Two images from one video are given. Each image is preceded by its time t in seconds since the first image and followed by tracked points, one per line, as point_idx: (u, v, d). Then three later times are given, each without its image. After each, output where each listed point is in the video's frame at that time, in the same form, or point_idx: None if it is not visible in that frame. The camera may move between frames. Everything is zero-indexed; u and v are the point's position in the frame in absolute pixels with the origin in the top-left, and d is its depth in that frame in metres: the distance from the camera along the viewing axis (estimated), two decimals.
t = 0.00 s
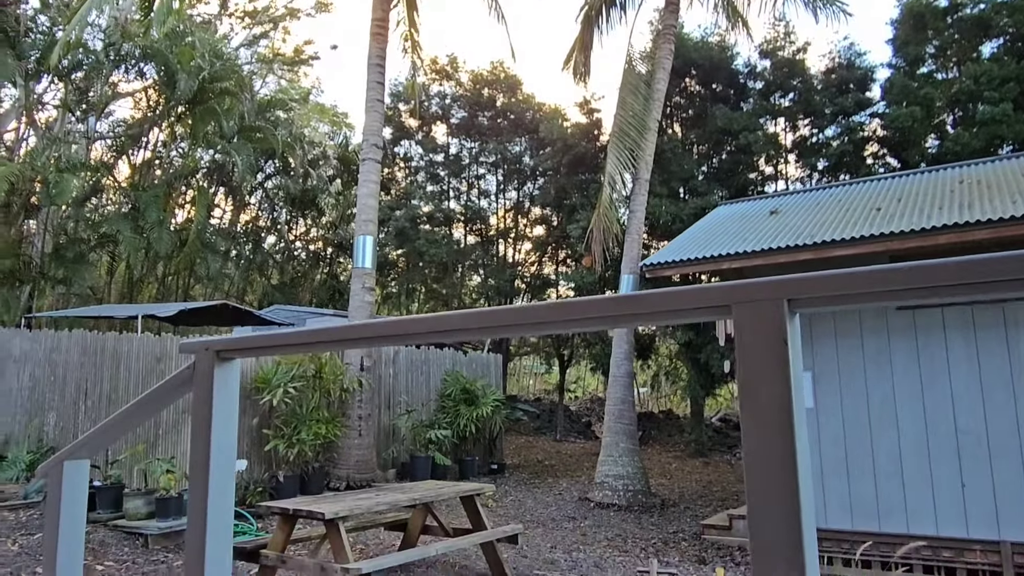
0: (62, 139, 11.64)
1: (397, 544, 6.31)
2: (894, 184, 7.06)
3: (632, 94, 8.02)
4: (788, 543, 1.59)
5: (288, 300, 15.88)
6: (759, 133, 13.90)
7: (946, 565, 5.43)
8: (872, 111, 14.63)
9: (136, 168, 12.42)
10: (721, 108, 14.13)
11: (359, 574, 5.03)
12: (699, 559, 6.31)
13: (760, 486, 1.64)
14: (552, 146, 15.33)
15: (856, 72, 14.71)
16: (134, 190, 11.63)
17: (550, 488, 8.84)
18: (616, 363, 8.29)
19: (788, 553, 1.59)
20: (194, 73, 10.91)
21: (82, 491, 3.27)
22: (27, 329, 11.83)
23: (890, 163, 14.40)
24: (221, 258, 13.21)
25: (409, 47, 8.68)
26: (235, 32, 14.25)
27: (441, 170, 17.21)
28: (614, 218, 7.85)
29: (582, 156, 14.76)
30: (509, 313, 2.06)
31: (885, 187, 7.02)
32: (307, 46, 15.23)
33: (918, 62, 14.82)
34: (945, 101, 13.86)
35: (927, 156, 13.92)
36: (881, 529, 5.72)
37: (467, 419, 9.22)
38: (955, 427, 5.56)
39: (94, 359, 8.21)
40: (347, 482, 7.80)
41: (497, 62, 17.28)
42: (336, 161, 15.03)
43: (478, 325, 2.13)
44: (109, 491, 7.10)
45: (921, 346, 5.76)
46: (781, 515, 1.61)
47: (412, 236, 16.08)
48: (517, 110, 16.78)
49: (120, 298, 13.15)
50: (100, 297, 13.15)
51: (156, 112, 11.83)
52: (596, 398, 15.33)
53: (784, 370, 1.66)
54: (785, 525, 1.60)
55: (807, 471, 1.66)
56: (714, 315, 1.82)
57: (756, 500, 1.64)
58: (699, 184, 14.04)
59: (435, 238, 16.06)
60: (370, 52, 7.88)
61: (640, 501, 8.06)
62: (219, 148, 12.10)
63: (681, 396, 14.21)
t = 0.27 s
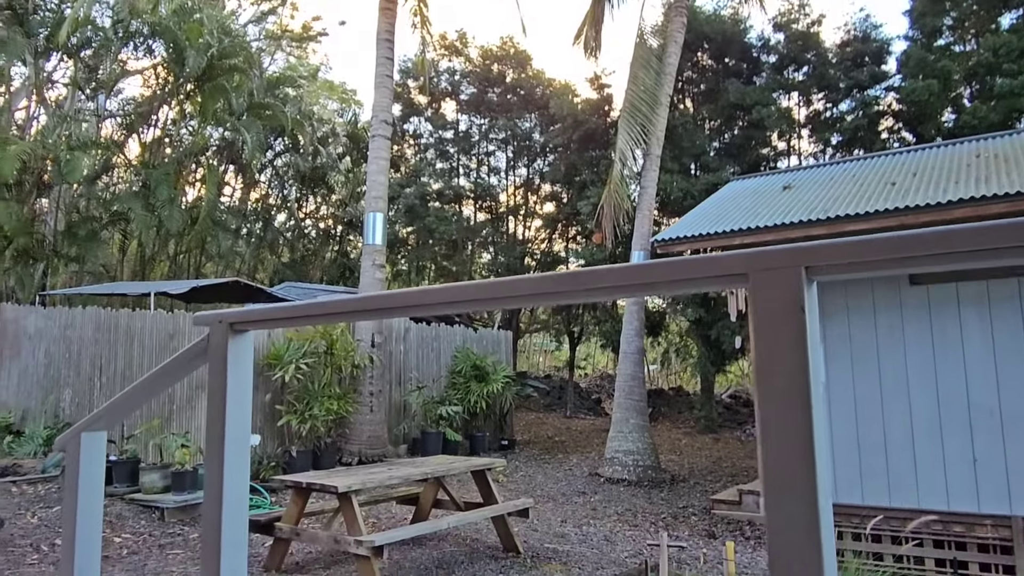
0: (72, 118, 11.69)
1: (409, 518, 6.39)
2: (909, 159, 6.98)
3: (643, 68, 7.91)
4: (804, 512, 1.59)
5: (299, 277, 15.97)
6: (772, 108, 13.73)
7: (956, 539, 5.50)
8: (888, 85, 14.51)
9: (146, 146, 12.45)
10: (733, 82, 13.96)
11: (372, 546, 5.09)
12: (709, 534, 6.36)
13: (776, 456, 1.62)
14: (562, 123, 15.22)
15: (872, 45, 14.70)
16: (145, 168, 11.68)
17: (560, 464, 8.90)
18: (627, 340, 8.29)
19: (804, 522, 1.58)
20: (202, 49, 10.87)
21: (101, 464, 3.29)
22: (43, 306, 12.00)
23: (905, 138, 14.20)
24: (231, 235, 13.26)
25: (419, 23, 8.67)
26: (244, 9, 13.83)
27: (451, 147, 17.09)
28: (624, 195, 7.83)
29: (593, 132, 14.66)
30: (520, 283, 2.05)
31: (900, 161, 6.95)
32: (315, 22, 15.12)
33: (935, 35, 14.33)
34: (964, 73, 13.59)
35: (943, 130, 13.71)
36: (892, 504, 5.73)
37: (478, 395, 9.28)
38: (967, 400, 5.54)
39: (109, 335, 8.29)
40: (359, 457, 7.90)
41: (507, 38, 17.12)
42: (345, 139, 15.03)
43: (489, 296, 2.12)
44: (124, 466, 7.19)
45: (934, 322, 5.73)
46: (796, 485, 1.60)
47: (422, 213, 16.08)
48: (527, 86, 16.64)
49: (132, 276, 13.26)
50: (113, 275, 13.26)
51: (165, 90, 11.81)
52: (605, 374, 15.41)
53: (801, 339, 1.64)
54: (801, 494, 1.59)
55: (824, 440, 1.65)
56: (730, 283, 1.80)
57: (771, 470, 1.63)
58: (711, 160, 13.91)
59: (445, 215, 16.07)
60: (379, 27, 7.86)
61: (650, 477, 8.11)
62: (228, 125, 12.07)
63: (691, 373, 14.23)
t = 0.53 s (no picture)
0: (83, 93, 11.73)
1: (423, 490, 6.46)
2: (926, 130, 6.90)
3: (657, 40, 7.77)
4: (821, 484, 1.57)
5: (310, 253, 15.97)
6: (787, 80, 13.53)
7: (968, 512, 5.62)
8: (906, 55, 14.27)
9: (158, 122, 12.46)
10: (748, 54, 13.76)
11: (386, 517, 5.15)
12: (720, 506, 6.40)
13: (795, 426, 1.61)
14: (574, 96, 15.09)
15: (890, 14, 14.39)
16: (156, 143, 11.71)
17: (572, 438, 8.96)
18: (639, 315, 8.29)
19: (821, 492, 1.56)
20: (212, 24, 10.81)
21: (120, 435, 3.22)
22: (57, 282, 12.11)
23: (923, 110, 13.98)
24: (243, 211, 13.35)
25: None
26: None
27: (462, 122, 17.04)
28: (637, 168, 7.78)
29: (605, 105, 14.53)
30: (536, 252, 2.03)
31: (917, 133, 6.87)
32: None
33: (956, 4, 14.09)
34: (984, 44, 13.30)
35: (962, 102, 13.47)
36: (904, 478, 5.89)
37: (490, 370, 9.32)
38: (982, 374, 5.64)
39: (124, 310, 8.37)
40: (372, 431, 7.97)
41: (518, 10, 16.94)
42: (356, 114, 15.02)
43: (504, 265, 2.12)
44: (141, 439, 7.28)
45: (950, 296, 5.82)
46: (812, 456, 1.58)
47: (433, 188, 16.05)
48: (539, 60, 16.47)
49: (145, 252, 13.35)
50: (127, 250, 13.36)
51: (176, 65, 11.77)
52: (616, 349, 15.43)
53: (821, 308, 1.61)
54: (818, 465, 1.57)
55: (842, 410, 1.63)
56: (747, 251, 1.76)
57: (788, 441, 1.61)
58: (725, 133, 13.77)
59: (456, 190, 16.01)
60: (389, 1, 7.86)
61: (661, 451, 8.15)
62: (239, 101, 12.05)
63: (703, 348, 14.25)
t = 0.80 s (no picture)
0: (93, 68, 11.80)
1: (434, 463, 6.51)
2: (945, 101, 6.78)
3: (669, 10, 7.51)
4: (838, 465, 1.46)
5: (321, 229, 15.96)
6: (802, 51, 13.31)
7: (980, 487, 5.69)
8: (925, 26, 13.77)
9: (168, 98, 12.49)
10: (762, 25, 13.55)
11: (398, 488, 5.20)
12: (730, 479, 6.43)
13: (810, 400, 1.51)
14: (585, 69, 14.94)
15: None
16: (166, 118, 11.78)
17: (582, 412, 9.01)
18: (650, 290, 8.27)
19: (836, 472, 1.46)
20: None
21: (136, 405, 3.17)
22: (71, 256, 12.19)
23: (940, 81, 13.65)
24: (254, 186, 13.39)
25: None
26: None
27: (472, 96, 16.95)
28: (649, 142, 7.72)
29: (616, 78, 14.38)
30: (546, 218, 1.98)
31: (935, 104, 6.75)
32: None
33: None
34: (1006, 13, 12.97)
35: (981, 74, 13.18)
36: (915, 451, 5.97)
37: (500, 344, 9.38)
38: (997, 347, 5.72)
39: (137, 284, 8.44)
40: (384, 404, 8.04)
41: None
42: (365, 89, 14.96)
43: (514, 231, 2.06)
44: (155, 411, 7.34)
45: (966, 269, 5.86)
46: (827, 434, 1.48)
47: (442, 163, 16.01)
48: (550, 32, 16.26)
49: (156, 227, 13.45)
50: (139, 226, 13.47)
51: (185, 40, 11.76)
52: (627, 324, 15.44)
53: (840, 274, 1.50)
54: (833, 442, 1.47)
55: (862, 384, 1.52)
56: (765, 216, 1.66)
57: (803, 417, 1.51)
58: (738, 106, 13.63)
59: (466, 164, 15.95)
60: None
61: (672, 425, 8.19)
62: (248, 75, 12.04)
63: (714, 324, 14.24)
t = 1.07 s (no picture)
0: (100, 42, 11.83)
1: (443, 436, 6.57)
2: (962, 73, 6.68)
3: None
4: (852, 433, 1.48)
5: (330, 204, 15.94)
6: (815, 23, 13.10)
7: (989, 460, 5.72)
8: None
9: (175, 73, 12.47)
10: None
11: (409, 460, 5.25)
12: (738, 453, 6.47)
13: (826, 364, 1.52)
14: (594, 42, 14.78)
15: None
16: (174, 92, 11.83)
17: (591, 386, 9.06)
18: (659, 265, 8.26)
19: (848, 436, 1.49)
20: None
21: (148, 376, 3.14)
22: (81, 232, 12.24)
23: (956, 54, 13.24)
24: (262, 161, 13.40)
25: None
26: None
27: (480, 69, 16.82)
28: (659, 116, 7.66)
29: (626, 51, 14.23)
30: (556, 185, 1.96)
31: (951, 75, 6.66)
32: None
33: None
34: None
35: (998, 45, 12.88)
36: (925, 425, 6.01)
37: (509, 319, 9.41)
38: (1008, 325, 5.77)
39: (147, 259, 8.48)
40: (393, 378, 8.09)
41: None
42: (373, 63, 14.88)
43: (524, 199, 2.05)
44: (168, 385, 7.43)
45: (979, 246, 5.89)
46: (842, 399, 1.50)
47: (451, 138, 15.95)
48: (558, 5, 16.01)
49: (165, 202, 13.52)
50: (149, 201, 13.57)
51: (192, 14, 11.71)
52: (636, 300, 15.43)
53: (857, 238, 1.51)
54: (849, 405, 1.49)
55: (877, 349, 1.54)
56: (782, 180, 1.65)
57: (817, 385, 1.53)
58: (750, 79, 13.48)
59: (475, 139, 15.85)
60: None
61: (680, 399, 8.22)
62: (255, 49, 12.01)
63: (723, 300, 14.22)
